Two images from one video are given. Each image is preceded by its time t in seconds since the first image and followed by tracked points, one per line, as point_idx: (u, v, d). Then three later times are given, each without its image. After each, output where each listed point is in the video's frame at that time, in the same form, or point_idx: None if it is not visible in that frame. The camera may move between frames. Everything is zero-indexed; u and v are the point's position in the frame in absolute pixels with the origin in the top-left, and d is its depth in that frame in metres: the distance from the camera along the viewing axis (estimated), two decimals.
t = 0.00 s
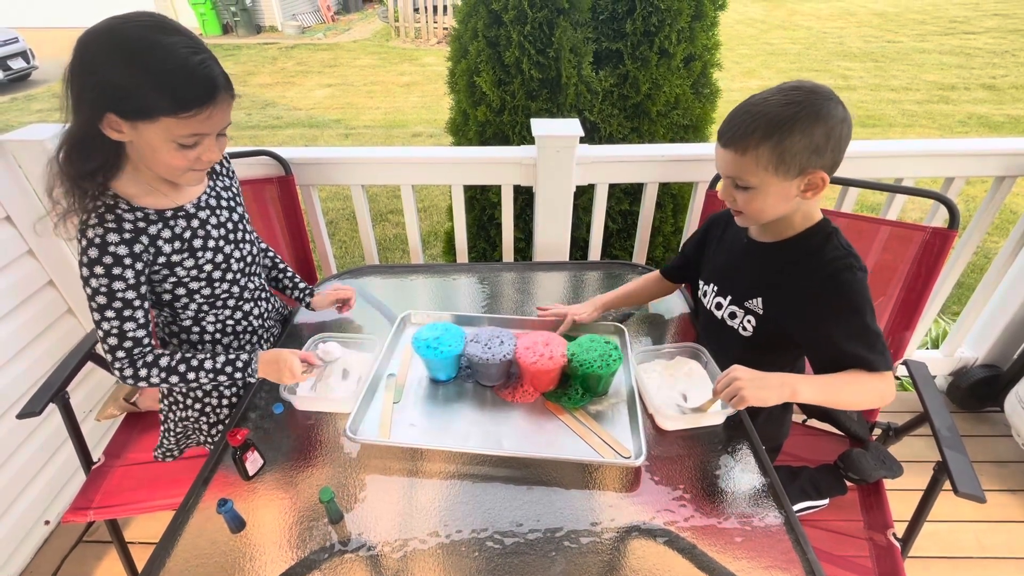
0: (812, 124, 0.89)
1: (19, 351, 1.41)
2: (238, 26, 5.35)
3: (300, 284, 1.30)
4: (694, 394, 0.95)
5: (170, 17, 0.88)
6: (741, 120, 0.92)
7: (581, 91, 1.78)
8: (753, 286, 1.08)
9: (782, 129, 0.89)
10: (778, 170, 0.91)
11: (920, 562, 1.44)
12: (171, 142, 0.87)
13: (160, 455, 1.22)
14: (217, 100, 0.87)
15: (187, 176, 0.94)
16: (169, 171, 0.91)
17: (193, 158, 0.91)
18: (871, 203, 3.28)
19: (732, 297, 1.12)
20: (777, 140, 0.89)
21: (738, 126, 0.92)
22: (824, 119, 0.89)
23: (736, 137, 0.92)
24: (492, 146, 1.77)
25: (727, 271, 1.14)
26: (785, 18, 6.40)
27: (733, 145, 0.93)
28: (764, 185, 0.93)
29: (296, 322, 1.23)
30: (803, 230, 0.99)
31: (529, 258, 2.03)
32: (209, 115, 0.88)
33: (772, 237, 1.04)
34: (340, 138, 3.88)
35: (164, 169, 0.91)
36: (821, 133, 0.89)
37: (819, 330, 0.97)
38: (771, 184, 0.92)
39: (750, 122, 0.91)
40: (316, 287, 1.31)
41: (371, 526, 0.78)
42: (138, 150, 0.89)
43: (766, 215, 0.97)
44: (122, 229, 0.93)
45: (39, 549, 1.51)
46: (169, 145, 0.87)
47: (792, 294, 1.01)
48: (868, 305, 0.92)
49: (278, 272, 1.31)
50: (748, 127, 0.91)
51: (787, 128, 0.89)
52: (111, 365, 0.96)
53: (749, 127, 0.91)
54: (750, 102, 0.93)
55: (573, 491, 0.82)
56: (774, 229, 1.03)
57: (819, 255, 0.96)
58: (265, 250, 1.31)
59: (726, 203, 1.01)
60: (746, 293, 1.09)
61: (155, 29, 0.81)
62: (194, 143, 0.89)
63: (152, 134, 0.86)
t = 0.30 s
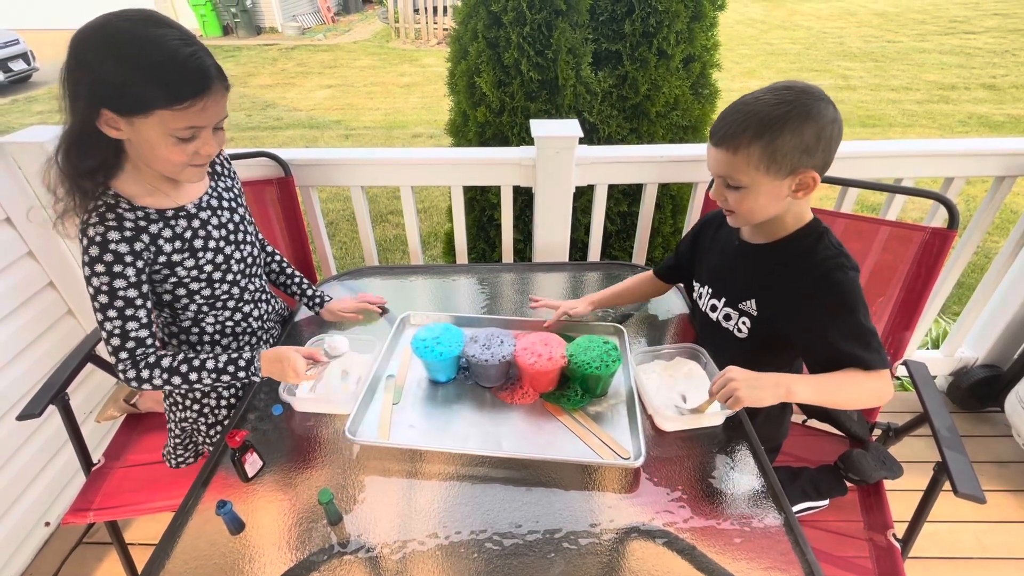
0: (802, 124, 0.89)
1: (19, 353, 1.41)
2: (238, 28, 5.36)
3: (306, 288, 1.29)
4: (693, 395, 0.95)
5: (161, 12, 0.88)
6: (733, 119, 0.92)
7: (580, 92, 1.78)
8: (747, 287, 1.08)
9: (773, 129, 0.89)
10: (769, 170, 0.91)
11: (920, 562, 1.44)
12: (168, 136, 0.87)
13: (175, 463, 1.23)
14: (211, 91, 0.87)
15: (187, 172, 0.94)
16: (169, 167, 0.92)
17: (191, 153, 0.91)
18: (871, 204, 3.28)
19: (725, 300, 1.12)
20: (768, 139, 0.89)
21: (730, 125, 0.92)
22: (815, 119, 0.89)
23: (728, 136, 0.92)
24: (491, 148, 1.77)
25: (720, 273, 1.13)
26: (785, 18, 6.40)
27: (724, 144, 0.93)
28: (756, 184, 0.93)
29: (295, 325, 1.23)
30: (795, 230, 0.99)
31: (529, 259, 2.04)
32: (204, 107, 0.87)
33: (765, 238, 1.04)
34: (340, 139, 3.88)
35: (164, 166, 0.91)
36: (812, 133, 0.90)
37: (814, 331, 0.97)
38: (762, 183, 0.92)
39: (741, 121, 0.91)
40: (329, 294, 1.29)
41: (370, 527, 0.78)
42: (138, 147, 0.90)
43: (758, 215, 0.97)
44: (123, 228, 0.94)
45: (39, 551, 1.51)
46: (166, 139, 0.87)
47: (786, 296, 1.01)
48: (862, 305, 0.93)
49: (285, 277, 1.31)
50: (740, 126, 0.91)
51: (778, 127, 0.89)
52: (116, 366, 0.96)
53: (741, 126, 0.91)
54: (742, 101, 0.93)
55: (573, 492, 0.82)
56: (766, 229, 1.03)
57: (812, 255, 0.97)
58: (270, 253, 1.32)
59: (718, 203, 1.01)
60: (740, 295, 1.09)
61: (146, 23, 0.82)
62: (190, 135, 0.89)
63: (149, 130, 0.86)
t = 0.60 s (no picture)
0: (788, 124, 0.90)
1: (19, 354, 1.41)
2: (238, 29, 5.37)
3: (307, 288, 1.30)
4: (691, 396, 0.95)
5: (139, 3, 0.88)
6: (720, 117, 0.92)
7: (578, 92, 1.79)
8: (740, 290, 1.07)
9: (760, 127, 0.89)
10: (754, 169, 0.91)
11: (920, 562, 1.44)
12: (159, 125, 0.87)
13: (169, 464, 1.22)
14: (197, 75, 0.87)
15: (184, 164, 0.94)
16: (165, 159, 0.92)
17: (185, 141, 0.91)
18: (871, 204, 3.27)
19: (720, 304, 1.11)
20: (754, 138, 0.89)
21: (717, 122, 0.92)
22: (800, 119, 0.90)
23: (714, 134, 0.92)
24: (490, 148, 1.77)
25: (712, 278, 1.13)
26: (785, 18, 6.40)
27: (710, 141, 0.93)
28: (741, 183, 0.93)
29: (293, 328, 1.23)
30: (781, 233, 1.00)
31: (528, 259, 2.04)
32: (191, 91, 0.87)
33: (751, 241, 1.04)
34: (340, 140, 3.88)
35: (160, 158, 0.92)
36: (797, 133, 0.90)
37: (811, 330, 0.98)
38: (748, 183, 0.93)
39: (727, 120, 0.91)
40: (326, 296, 1.29)
41: (369, 529, 0.78)
42: (132, 142, 0.90)
43: (743, 215, 0.97)
44: (136, 220, 0.94)
45: (38, 553, 1.51)
46: (158, 128, 0.87)
47: (779, 297, 1.01)
48: (857, 302, 0.93)
49: (286, 278, 1.32)
50: (726, 124, 0.91)
51: (764, 126, 0.89)
52: (153, 363, 0.96)
53: (727, 124, 0.91)
54: (728, 100, 0.94)
55: (571, 493, 0.82)
56: (753, 232, 1.03)
57: (801, 254, 0.97)
58: (273, 252, 1.32)
59: (703, 203, 1.01)
60: (735, 297, 1.08)
61: (125, 12, 0.82)
62: (181, 122, 0.89)
63: (141, 120, 0.86)
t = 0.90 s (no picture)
0: (785, 132, 0.90)
1: (19, 356, 1.42)
2: (239, 31, 5.38)
3: (306, 291, 1.30)
4: (689, 396, 0.95)
5: None
6: (718, 122, 0.92)
7: (577, 94, 1.79)
8: (735, 295, 1.08)
9: (757, 134, 0.89)
10: (750, 176, 0.91)
11: (919, 562, 1.44)
12: (156, 118, 0.87)
13: (169, 464, 1.21)
14: (189, 64, 0.88)
15: (184, 159, 0.95)
16: (163, 155, 0.92)
17: (182, 134, 0.92)
18: (871, 204, 3.27)
19: (715, 307, 1.12)
20: (750, 145, 0.89)
21: (714, 129, 0.92)
22: (798, 127, 0.90)
23: (712, 139, 0.92)
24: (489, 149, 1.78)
25: (707, 281, 1.13)
26: (786, 18, 6.41)
27: (706, 148, 0.93)
28: (736, 190, 0.93)
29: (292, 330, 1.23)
30: (776, 237, 1.00)
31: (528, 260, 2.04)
32: (184, 81, 0.88)
33: (747, 245, 1.05)
34: (341, 141, 3.89)
35: (159, 155, 0.92)
36: (795, 141, 0.90)
37: (806, 334, 0.98)
38: (742, 190, 0.93)
39: (725, 126, 0.91)
40: (327, 298, 1.30)
41: (368, 529, 0.78)
42: (129, 140, 0.90)
43: (738, 221, 0.97)
44: (151, 212, 0.94)
45: (39, 554, 1.52)
46: (155, 121, 0.88)
47: (776, 300, 1.01)
48: (851, 306, 0.93)
49: (285, 279, 1.31)
50: (724, 130, 0.91)
51: (760, 134, 0.89)
52: (196, 349, 0.96)
53: (725, 130, 0.91)
54: (726, 105, 0.93)
55: (570, 494, 0.82)
56: (750, 234, 1.04)
57: (796, 258, 0.97)
58: (270, 255, 1.32)
59: (698, 207, 1.01)
60: (729, 302, 1.09)
61: (110, 7, 0.82)
62: (177, 114, 0.89)
63: (137, 115, 0.86)
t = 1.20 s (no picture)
0: (815, 129, 0.90)
1: (20, 357, 1.42)
2: (239, 32, 5.39)
3: (306, 292, 1.31)
4: (688, 397, 0.95)
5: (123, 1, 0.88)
6: (748, 113, 0.92)
7: (578, 94, 1.79)
8: (740, 292, 1.09)
9: (786, 128, 0.89)
10: (775, 170, 0.92)
11: (920, 562, 1.44)
12: (159, 119, 0.88)
13: (169, 465, 1.21)
14: (193, 65, 0.88)
15: (186, 160, 0.95)
16: (166, 156, 0.92)
17: (186, 135, 0.92)
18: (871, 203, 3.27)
19: (721, 303, 1.13)
20: (778, 138, 0.89)
21: (746, 118, 0.92)
22: (828, 125, 0.90)
23: (740, 129, 0.92)
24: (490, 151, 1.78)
25: (717, 276, 1.14)
26: (786, 17, 6.41)
27: (735, 137, 0.93)
28: (758, 183, 0.93)
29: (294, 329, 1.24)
30: (790, 237, 1.00)
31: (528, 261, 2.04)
32: (188, 82, 0.88)
33: (761, 242, 1.05)
34: (341, 141, 3.90)
35: (162, 156, 0.92)
36: (823, 139, 0.90)
37: (809, 336, 0.98)
38: (765, 183, 0.93)
39: (755, 117, 0.91)
40: (326, 300, 1.31)
41: (367, 530, 0.78)
42: (132, 142, 0.90)
43: (755, 215, 0.97)
44: (157, 212, 0.95)
45: (39, 555, 1.52)
46: (159, 122, 0.88)
47: (782, 301, 1.01)
48: (854, 307, 0.93)
49: (285, 281, 1.31)
50: (754, 121, 0.91)
51: (791, 128, 0.89)
52: (208, 347, 0.95)
53: (755, 121, 0.91)
54: (758, 97, 0.93)
55: (569, 494, 0.82)
56: (764, 231, 1.04)
57: (804, 259, 0.98)
58: (270, 257, 1.32)
59: (716, 198, 1.01)
60: (734, 299, 1.10)
61: (111, 8, 0.82)
62: (181, 115, 0.90)
63: (141, 116, 0.86)
